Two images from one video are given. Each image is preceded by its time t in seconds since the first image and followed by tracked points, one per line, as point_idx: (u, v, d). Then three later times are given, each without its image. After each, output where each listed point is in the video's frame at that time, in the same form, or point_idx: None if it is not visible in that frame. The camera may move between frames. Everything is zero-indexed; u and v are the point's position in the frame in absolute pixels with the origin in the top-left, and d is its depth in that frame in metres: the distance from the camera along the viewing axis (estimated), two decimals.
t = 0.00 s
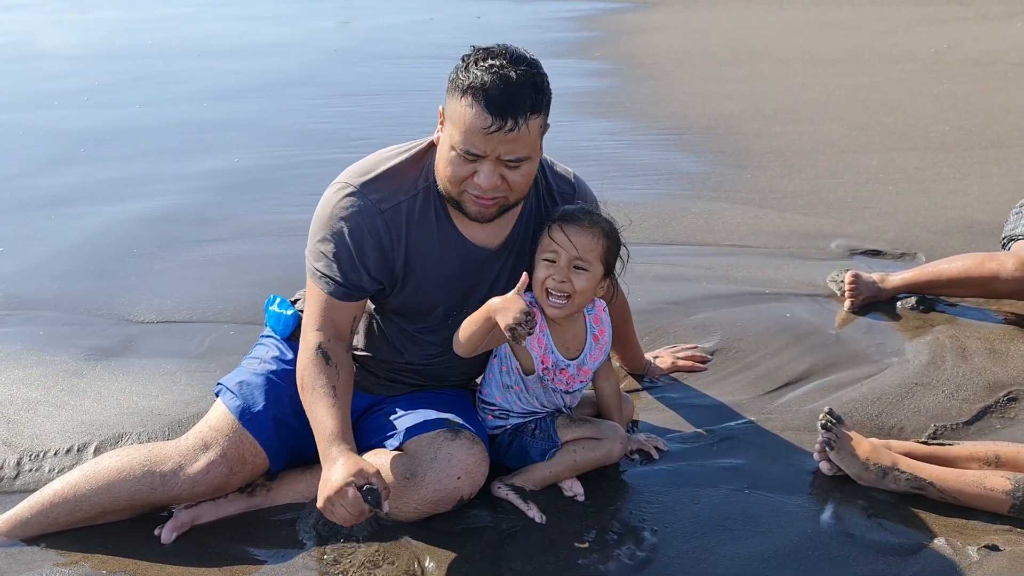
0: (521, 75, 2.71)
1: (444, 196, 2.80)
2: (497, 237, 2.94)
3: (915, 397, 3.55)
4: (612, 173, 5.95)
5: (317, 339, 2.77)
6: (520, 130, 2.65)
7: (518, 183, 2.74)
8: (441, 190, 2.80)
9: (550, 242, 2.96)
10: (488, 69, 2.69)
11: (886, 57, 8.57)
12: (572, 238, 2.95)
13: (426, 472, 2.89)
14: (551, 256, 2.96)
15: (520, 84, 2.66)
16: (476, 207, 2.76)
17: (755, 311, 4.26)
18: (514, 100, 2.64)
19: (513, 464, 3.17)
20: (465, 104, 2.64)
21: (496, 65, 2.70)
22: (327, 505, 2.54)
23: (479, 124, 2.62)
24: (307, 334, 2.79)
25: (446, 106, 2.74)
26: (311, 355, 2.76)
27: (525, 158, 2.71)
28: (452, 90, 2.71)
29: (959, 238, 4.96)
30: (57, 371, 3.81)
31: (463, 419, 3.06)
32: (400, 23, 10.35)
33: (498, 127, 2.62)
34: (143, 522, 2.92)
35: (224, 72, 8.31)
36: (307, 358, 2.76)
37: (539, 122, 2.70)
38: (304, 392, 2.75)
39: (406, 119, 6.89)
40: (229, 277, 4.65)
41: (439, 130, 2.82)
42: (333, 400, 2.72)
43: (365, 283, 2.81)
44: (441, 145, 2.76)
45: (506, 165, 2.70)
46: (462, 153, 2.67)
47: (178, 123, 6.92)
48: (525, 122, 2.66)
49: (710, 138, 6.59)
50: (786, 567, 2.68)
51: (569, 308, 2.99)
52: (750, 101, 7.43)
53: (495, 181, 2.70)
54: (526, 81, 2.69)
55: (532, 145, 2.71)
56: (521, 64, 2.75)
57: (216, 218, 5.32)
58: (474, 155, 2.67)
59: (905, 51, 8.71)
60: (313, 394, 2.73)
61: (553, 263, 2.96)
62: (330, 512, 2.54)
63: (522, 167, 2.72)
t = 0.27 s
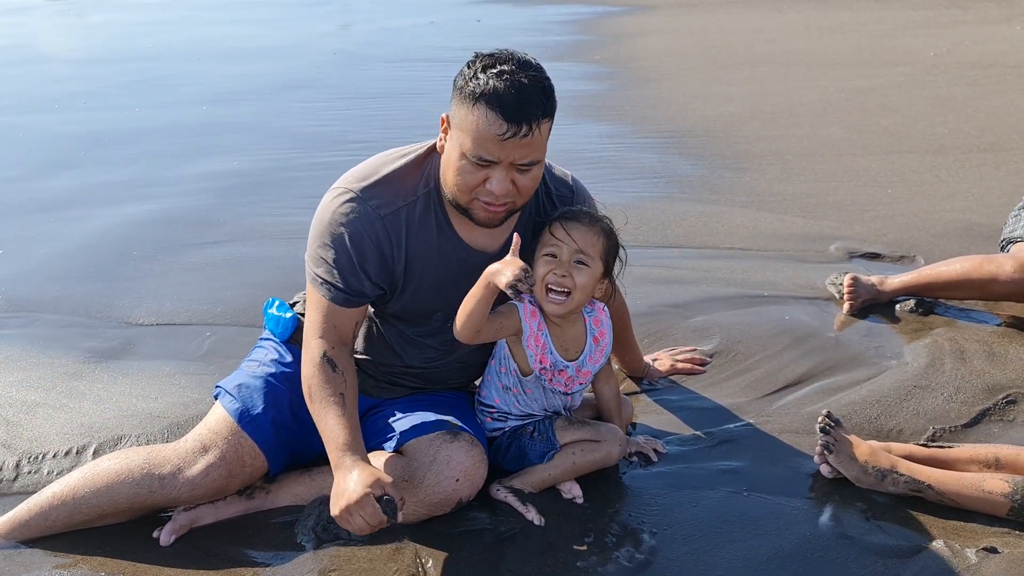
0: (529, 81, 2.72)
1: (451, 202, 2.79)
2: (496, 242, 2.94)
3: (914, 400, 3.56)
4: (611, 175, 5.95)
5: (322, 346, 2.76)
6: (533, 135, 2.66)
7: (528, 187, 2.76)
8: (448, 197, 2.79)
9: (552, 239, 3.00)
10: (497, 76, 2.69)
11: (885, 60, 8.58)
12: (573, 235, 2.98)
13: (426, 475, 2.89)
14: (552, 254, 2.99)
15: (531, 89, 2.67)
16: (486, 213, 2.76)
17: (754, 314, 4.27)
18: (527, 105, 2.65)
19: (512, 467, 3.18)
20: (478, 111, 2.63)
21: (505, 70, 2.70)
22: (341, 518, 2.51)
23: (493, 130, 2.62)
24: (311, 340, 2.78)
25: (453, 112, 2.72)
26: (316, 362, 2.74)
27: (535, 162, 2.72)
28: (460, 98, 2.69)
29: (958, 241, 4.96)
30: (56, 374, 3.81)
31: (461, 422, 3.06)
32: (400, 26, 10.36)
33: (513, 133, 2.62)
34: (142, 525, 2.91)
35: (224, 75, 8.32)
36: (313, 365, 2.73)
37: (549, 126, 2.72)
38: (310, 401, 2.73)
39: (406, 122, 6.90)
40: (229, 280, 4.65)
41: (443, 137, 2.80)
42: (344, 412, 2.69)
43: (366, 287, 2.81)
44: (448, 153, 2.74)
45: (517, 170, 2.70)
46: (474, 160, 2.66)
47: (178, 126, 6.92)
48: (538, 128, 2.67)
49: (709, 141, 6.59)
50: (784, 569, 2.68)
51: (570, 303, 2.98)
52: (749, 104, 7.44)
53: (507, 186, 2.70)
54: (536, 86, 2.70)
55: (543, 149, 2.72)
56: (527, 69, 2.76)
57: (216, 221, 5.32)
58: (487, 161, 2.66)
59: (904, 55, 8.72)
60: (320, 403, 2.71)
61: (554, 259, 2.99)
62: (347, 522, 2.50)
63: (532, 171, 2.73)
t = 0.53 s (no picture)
0: (522, 84, 2.71)
1: (451, 210, 2.79)
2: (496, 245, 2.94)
3: (913, 403, 3.55)
4: (611, 178, 5.95)
5: (332, 360, 2.81)
6: (529, 139, 2.65)
7: (527, 191, 2.75)
8: (447, 205, 2.78)
9: (553, 236, 3.01)
10: (490, 81, 2.68)
11: (885, 64, 8.58)
12: (574, 233, 3.00)
13: (423, 478, 2.88)
14: (554, 252, 3.00)
15: (524, 92, 2.66)
16: (487, 220, 2.76)
17: (753, 317, 4.26)
18: (522, 109, 2.64)
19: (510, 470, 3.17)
20: (473, 118, 2.62)
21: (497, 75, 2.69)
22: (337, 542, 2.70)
23: (489, 137, 2.61)
24: (319, 353, 2.81)
25: (448, 121, 2.71)
26: (325, 377, 2.80)
27: (533, 165, 2.71)
28: (454, 106, 2.68)
29: (957, 244, 4.96)
30: (53, 376, 3.80)
31: (459, 424, 3.05)
32: (399, 29, 10.36)
33: (509, 138, 2.62)
34: (138, 528, 2.90)
35: (224, 77, 8.32)
36: (322, 381, 2.80)
37: (545, 129, 2.71)
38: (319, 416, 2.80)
39: (405, 125, 6.90)
40: (226, 282, 4.64)
41: (439, 145, 2.80)
42: (348, 433, 2.79)
43: (369, 295, 2.82)
44: (445, 161, 2.73)
45: (516, 175, 2.70)
46: (472, 167, 2.66)
47: (177, 128, 6.92)
48: (533, 131, 2.66)
49: (709, 144, 6.59)
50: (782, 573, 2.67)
51: (571, 299, 2.99)
52: (749, 107, 7.44)
53: (506, 192, 2.70)
54: (529, 89, 2.69)
55: (540, 152, 2.72)
56: (519, 73, 2.75)
57: (214, 224, 5.32)
58: (485, 168, 2.65)
59: (904, 58, 8.72)
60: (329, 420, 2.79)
61: (556, 257, 3.00)
62: (343, 548, 2.70)
63: (530, 175, 2.72)
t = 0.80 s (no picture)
0: (511, 93, 2.68)
1: (450, 219, 2.79)
2: (495, 246, 2.93)
3: (913, 406, 3.54)
4: (610, 181, 5.94)
5: (332, 364, 2.80)
6: (522, 149, 2.64)
7: (524, 196, 2.74)
8: (446, 214, 2.78)
9: (555, 235, 3.01)
10: (478, 93, 2.65)
11: (885, 66, 8.58)
12: (575, 231, 3.00)
13: (421, 482, 2.87)
14: (556, 251, 3.00)
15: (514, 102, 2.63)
16: (486, 227, 2.76)
17: (753, 320, 4.25)
18: (513, 120, 2.61)
19: (509, 473, 3.16)
20: (463, 133, 2.60)
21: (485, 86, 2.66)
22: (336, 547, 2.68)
23: (481, 150, 2.59)
24: (319, 357, 2.81)
25: (438, 134, 2.69)
26: (326, 381, 2.79)
27: (528, 171, 2.70)
28: (444, 120, 2.66)
29: (957, 247, 4.95)
30: (51, 379, 3.79)
31: (458, 427, 3.04)
32: (399, 32, 10.36)
33: (501, 150, 2.60)
34: (135, 532, 2.90)
35: (223, 79, 8.32)
36: (323, 385, 2.79)
37: (537, 136, 2.69)
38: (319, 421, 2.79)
39: (405, 128, 6.89)
40: (225, 285, 4.64)
41: (433, 154, 2.78)
42: (348, 437, 2.79)
43: (369, 298, 2.81)
44: (439, 173, 2.72)
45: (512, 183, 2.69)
46: (466, 180, 2.64)
47: (176, 131, 6.91)
48: (525, 140, 2.64)
49: (709, 146, 6.59)
50: None
51: (575, 296, 2.98)
52: (748, 109, 7.44)
53: (503, 201, 2.69)
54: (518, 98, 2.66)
55: (533, 158, 2.70)
56: (508, 80, 2.72)
57: (213, 226, 5.31)
58: (480, 180, 2.64)
59: (904, 61, 8.72)
60: (329, 424, 2.79)
61: (558, 257, 3.00)
62: (343, 552, 2.68)
63: (526, 181, 2.71)
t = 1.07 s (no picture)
0: (513, 95, 2.66)
1: (449, 218, 2.78)
2: (495, 246, 2.91)
3: (914, 409, 3.52)
4: (611, 182, 5.93)
5: (331, 365, 2.79)
6: (523, 151, 2.62)
7: (523, 198, 2.73)
8: (444, 213, 2.77)
9: (554, 236, 3.00)
10: (480, 94, 2.63)
11: (886, 68, 8.57)
12: (574, 232, 2.99)
13: (419, 484, 2.86)
14: (555, 252, 2.99)
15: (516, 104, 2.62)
16: (485, 227, 2.75)
17: (753, 322, 4.24)
18: (514, 122, 2.60)
19: (508, 475, 3.14)
20: (464, 134, 2.59)
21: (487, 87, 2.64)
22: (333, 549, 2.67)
23: (482, 152, 2.58)
24: (318, 358, 2.79)
25: (440, 133, 2.67)
26: (325, 382, 2.78)
27: (528, 173, 2.69)
28: (445, 119, 2.64)
29: (958, 249, 4.94)
30: (49, 380, 3.77)
31: (456, 429, 3.03)
32: (399, 32, 10.36)
33: (501, 153, 2.58)
34: (132, 533, 2.88)
35: (223, 80, 8.31)
36: (321, 386, 2.78)
37: (538, 138, 2.67)
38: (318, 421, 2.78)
39: (404, 128, 6.88)
40: (224, 286, 4.62)
41: (433, 152, 2.77)
42: (347, 439, 2.77)
43: (369, 298, 2.79)
44: (439, 172, 2.70)
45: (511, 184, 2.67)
46: (466, 180, 2.63)
47: (175, 131, 6.90)
48: (526, 142, 2.62)
49: (709, 148, 6.58)
50: None
51: (574, 298, 2.97)
52: (749, 111, 7.42)
53: (502, 202, 2.68)
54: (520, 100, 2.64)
55: (534, 161, 2.68)
56: (511, 81, 2.70)
57: (212, 226, 5.30)
58: (479, 181, 2.62)
59: (904, 63, 8.71)
60: (328, 426, 2.77)
61: (558, 258, 2.98)
62: (341, 555, 2.67)
63: (526, 183, 2.70)
